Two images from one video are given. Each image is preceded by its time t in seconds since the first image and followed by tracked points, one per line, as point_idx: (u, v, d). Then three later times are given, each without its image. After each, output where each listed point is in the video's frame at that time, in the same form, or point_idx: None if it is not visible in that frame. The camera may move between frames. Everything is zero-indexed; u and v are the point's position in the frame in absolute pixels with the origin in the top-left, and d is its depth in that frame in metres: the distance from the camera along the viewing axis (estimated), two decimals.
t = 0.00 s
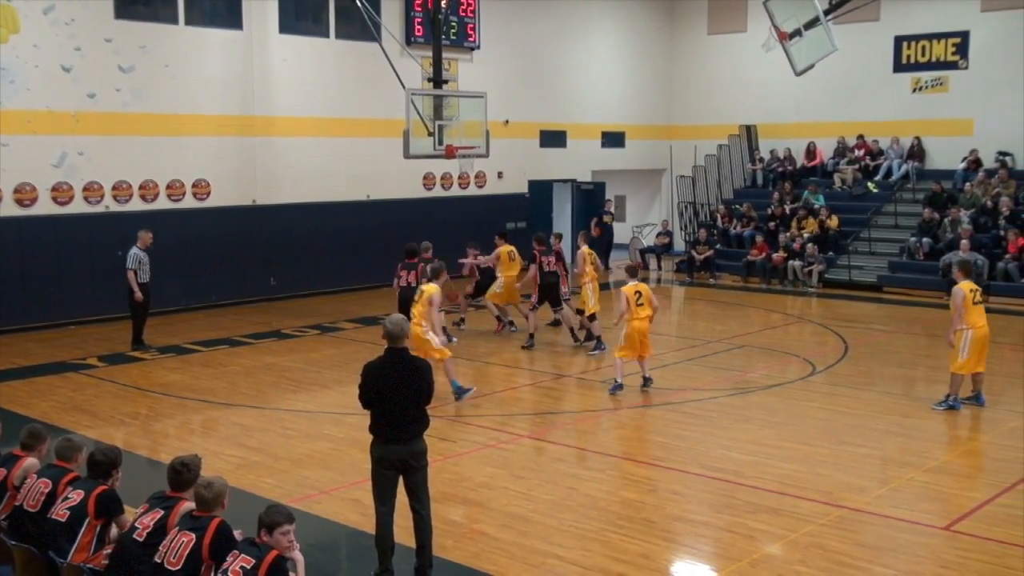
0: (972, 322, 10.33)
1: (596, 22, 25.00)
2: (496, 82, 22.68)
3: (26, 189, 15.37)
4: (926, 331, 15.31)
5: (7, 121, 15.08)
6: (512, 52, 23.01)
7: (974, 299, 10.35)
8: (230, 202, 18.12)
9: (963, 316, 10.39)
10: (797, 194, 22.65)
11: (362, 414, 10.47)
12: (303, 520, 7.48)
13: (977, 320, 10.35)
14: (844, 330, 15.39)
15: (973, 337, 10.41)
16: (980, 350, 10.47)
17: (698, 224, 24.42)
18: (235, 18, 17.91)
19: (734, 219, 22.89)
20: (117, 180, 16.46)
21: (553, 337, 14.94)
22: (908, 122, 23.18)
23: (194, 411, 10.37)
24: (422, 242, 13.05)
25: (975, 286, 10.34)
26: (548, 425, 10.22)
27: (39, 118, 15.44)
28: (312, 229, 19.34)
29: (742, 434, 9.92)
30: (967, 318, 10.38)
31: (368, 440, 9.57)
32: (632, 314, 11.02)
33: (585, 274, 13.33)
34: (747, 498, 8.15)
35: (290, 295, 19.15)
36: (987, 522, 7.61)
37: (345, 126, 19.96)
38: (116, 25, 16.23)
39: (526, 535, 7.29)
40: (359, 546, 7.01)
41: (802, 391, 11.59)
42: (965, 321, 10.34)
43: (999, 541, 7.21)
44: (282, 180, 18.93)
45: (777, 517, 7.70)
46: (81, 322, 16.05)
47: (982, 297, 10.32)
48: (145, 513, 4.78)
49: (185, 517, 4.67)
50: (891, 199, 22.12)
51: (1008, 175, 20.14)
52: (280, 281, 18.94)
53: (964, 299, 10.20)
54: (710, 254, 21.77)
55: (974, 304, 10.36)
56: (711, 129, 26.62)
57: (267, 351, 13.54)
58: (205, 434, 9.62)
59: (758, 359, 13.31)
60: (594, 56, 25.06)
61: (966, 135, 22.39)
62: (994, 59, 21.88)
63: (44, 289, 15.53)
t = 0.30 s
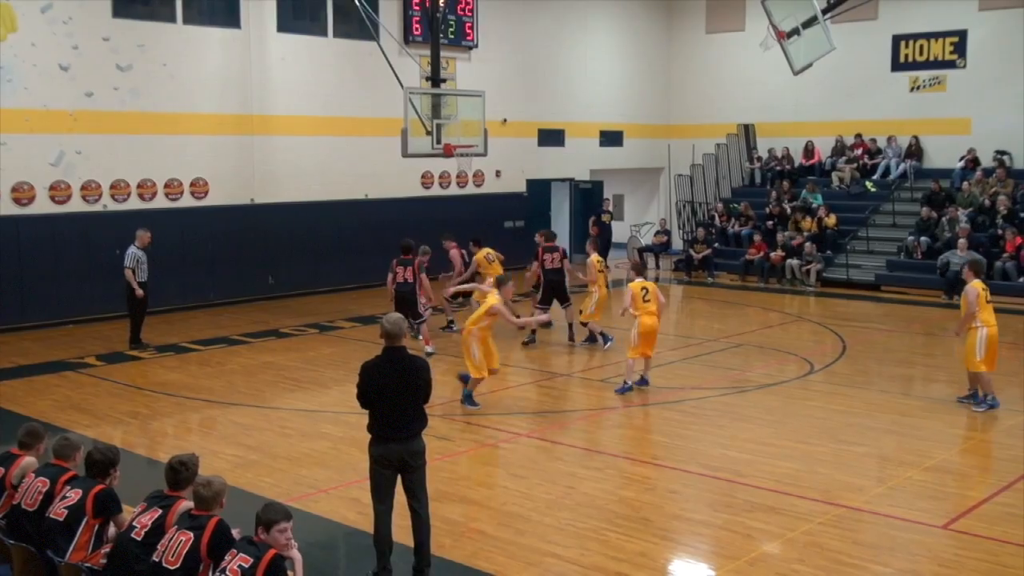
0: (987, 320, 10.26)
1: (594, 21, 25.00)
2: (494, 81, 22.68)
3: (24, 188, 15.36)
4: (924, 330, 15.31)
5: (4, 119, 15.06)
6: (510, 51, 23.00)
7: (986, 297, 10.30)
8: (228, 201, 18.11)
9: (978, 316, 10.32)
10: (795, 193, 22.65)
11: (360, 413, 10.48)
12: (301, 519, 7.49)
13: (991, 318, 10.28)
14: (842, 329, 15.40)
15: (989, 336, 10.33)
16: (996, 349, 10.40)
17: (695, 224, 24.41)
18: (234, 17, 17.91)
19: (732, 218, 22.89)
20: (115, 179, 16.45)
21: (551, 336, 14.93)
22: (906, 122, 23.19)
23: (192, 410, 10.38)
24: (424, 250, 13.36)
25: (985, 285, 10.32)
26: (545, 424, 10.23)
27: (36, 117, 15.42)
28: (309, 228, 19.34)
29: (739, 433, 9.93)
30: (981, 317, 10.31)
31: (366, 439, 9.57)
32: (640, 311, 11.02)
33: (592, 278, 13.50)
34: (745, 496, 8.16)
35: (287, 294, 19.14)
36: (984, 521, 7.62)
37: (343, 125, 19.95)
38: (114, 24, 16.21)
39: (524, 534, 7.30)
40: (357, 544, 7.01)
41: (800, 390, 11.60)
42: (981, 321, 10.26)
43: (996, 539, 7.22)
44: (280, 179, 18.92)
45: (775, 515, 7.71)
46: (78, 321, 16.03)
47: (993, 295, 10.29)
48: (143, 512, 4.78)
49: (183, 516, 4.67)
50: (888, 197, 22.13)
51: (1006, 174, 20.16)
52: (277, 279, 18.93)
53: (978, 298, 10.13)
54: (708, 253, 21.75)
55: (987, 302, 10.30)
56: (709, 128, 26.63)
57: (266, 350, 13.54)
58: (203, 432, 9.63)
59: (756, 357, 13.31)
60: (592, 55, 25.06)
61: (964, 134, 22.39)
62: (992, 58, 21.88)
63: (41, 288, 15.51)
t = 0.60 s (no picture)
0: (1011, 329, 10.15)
1: (592, 20, 24.99)
2: (492, 79, 22.67)
3: (22, 186, 15.33)
4: (922, 328, 15.32)
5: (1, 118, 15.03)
6: (508, 50, 22.99)
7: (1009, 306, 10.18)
8: (226, 199, 18.09)
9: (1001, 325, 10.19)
10: (793, 191, 22.65)
11: (358, 411, 10.47)
12: (299, 517, 7.49)
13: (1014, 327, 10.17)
14: (840, 327, 15.40)
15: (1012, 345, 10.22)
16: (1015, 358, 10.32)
17: (694, 222, 24.41)
18: (232, 15, 17.90)
19: (731, 217, 22.90)
20: (113, 177, 16.43)
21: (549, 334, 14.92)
22: (905, 120, 23.19)
23: (190, 408, 10.37)
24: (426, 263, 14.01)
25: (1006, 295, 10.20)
26: (544, 422, 10.22)
27: (34, 115, 15.41)
28: (308, 226, 19.34)
29: (737, 431, 9.93)
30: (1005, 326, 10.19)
31: (364, 437, 9.57)
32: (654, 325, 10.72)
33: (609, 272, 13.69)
34: (743, 494, 8.17)
35: (286, 292, 19.14)
36: (982, 519, 7.62)
37: (342, 123, 19.94)
38: (112, 22, 16.20)
39: (522, 532, 7.30)
40: (355, 542, 7.02)
41: (798, 388, 11.61)
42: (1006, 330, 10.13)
43: (994, 537, 7.23)
44: (278, 177, 18.91)
45: (774, 513, 7.71)
46: (77, 319, 16.03)
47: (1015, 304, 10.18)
48: (141, 510, 4.76)
49: (182, 515, 4.66)
50: (887, 195, 22.13)
51: (1004, 172, 20.15)
52: (276, 277, 18.94)
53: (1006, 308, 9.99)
54: (706, 251, 21.75)
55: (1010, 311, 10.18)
56: (707, 126, 26.62)
57: (264, 349, 13.53)
58: (201, 431, 9.62)
59: (754, 355, 13.32)
60: (591, 53, 25.05)
61: (962, 132, 22.40)
62: (991, 56, 21.88)
63: (39, 287, 15.50)
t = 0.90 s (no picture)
0: None
1: (590, 18, 24.98)
2: (490, 77, 22.66)
3: (20, 184, 15.31)
4: (919, 326, 15.33)
5: None
6: (506, 48, 22.97)
7: None
8: (225, 197, 18.09)
9: None
10: (791, 189, 22.67)
11: (356, 409, 10.48)
12: (297, 516, 7.48)
13: None
14: (838, 325, 15.41)
15: None
16: None
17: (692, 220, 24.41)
18: (231, 12, 17.88)
19: (729, 215, 22.92)
20: (111, 175, 16.42)
21: (547, 333, 14.92)
22: (903, 118, 23.20)
23: (188, 406, 10.37)
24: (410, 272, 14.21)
25: None
26: (542, 420, 10.22)
27: (32, 114, 15.40)
28: (307, 224, 19.33)
29: (735, 429, 9.94)
30: None
31: (363, 435, 9.57)
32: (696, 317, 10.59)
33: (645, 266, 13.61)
34: (741, 492, 8.18)
35: (284, 290, 19.14)
36: (980, 517, 7.64)
37: (340, 121, 19.93)
38: (110, 20, 16.19)
39: (519, 530, 7.30)
40: (353, 540, 7.02)
41: (796, 386, 11.62)
42: None
43: (992, 535, 7.24)
44: (277, 175, 18.90)
45: (772, 512, 7.72)
46: (75, 317, 16.01)
47: None
48: (139, 508, 4.77)
49: (180, 513, 4.68)
50: (885, 194, 22.16)
51: (1002, 170, 20.15)
52: (275, 275, 18.94)
53: None
54: (704, 249, 21.76)
55: None
56: (706, 124, 26.62)
57: (263, 347, 13.53)
58: (200, 429, 9.62)
59: (752, 354, 13.33)
60: (589, 52, 25.04)
61: (960, 131, 22.41)
62: (988, 54, 21.89)
63: (37, 285, 15.50)
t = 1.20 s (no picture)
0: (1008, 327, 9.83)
1: (588, 17, 24.98)
2: (489, 76, 22.67)
3: (19, 182, 15.32)
4: (916, 323, 15.36)
5: None
6: (505, 46, 22.97)
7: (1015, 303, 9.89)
8: (225, 195, 18.10)
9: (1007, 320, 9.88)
10: (789, 187, 22.68)
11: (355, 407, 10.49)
12: (295, 513, 7.50)
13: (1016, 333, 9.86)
14: (836, 323, 15.42)
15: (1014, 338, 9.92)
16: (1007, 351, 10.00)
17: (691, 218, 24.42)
18: (230, 11, 17.87)
19: (727, 213, 22.96)
20: (110, 173, 16.43)
21: (545, 330, 14.94)
22: (901, 117, 23.22)
23: (188, 404, 10.38)
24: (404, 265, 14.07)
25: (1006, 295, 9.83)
26: (540, 418, 10.25)
27: (32, 111, 15.40)
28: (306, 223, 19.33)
29: (734, 427, 9.95)
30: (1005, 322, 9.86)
31: (362, 432, 9.59)
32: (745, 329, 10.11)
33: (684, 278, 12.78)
34: (739, 490, 8.20)
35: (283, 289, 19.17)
36: (978, 514, 7.66)
37: (340, 120, 19.94)
38: (109, 18, 16.19)
39: (517, 527, 7.33)
40: (352, 537, 7.04)
41: (794, 383, 11.64)
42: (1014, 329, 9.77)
43: (988, 532, 7.27)
44: (276, 173, 18.92)
45: (770, 509, 7.75)
46: (75, 314, 16.03)
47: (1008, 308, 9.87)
48: (138, 505, 4.79)
49: (178, 510, 4.68)
50: (883, 191, 22.17)
51: (999, 168, 20.17)
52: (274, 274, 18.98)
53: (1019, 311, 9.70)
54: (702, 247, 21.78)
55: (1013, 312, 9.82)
56: (704, 122, 26.62)
57: (262, 344, 13.54)
58: (199, 426, 9.64)
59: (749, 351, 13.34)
60: (586, 50, 25.03)
61: (957, 129, 22.43)
62: (985, 53, 21.92)
63: (36, 282, 15.51)
